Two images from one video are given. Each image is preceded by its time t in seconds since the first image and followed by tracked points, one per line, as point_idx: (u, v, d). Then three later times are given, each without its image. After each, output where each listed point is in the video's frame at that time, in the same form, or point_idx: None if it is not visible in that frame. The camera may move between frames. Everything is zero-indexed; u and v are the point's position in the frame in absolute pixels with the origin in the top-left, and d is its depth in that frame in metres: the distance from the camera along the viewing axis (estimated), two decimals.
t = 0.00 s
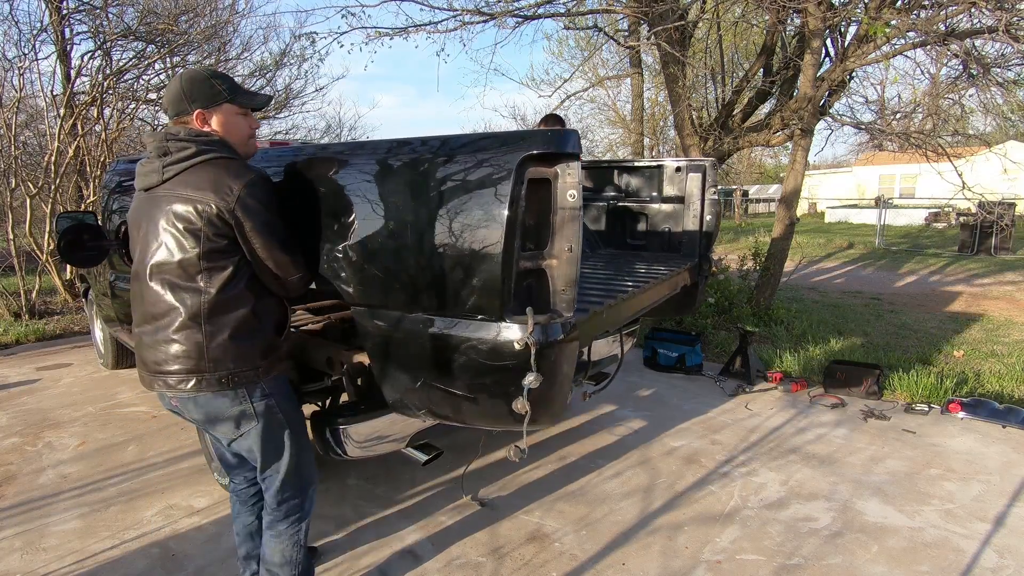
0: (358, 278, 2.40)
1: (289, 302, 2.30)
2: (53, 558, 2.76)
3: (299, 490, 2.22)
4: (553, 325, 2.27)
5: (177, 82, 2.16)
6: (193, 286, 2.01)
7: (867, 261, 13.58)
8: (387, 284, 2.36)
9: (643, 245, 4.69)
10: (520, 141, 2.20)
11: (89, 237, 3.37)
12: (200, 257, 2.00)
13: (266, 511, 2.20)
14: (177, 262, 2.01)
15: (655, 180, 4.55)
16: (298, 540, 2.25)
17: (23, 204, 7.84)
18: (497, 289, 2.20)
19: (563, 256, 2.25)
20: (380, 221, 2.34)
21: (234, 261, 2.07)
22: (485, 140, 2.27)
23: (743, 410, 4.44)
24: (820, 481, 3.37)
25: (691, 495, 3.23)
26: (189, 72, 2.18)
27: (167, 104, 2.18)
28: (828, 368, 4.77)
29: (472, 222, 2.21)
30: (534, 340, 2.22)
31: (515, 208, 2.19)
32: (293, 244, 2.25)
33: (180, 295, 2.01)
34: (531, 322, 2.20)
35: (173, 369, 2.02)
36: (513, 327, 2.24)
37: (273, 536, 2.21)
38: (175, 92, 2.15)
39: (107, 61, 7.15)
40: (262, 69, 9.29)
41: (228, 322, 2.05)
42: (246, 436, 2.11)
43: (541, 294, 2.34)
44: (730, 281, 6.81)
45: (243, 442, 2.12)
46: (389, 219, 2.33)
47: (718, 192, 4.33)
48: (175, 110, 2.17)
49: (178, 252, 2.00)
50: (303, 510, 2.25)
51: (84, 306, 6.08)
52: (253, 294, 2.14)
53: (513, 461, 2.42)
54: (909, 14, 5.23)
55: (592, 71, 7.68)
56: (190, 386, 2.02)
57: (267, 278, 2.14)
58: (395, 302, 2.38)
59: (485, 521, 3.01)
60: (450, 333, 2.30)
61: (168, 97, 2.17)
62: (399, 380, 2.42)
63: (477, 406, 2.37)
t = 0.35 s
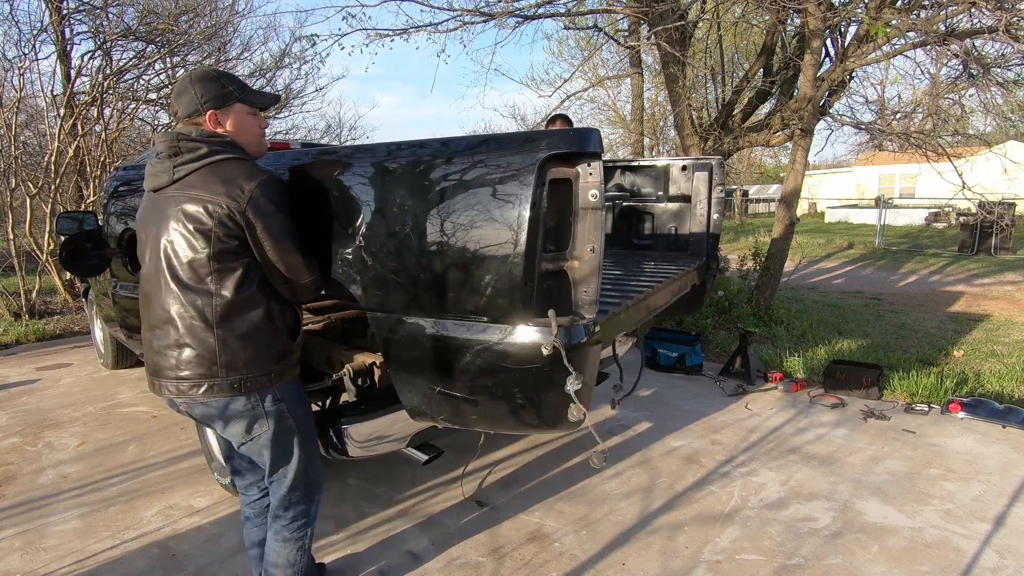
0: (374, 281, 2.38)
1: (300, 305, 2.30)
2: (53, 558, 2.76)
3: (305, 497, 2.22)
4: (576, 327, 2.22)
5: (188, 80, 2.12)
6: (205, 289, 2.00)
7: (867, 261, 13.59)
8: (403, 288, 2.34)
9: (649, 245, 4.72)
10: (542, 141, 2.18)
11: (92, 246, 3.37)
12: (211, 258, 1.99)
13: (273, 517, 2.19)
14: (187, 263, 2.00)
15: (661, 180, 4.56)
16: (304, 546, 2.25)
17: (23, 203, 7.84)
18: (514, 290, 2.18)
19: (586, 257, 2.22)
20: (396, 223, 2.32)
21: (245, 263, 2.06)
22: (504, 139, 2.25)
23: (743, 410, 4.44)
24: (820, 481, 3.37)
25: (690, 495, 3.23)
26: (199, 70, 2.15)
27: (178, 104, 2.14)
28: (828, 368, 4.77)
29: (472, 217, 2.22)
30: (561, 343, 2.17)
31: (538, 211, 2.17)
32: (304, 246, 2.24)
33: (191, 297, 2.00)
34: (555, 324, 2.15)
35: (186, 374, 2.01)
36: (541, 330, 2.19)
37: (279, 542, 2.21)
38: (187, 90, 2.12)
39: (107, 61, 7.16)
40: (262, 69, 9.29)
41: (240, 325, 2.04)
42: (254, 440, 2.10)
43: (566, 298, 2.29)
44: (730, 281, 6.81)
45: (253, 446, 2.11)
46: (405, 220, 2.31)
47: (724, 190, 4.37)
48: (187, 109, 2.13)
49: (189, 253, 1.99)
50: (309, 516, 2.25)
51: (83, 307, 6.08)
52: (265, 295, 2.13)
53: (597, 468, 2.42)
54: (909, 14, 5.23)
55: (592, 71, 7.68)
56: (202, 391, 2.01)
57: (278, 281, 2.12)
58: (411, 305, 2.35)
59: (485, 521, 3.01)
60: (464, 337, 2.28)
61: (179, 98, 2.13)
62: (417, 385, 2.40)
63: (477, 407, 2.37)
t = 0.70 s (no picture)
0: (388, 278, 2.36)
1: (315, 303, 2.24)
2: (53, 558, 2.76)
3: (345, 493, 2.11)
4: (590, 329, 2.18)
5: (201, 72, 2.07)
6: (220, 286, 1.94)
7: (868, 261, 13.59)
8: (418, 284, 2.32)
9: (655, 245, 4.72)
10: (557, 136, 2.20)
11: (93, 244, 3.38)
12: (227, 255, 1.93)
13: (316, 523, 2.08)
14: (202, 261, 1.94)
15: (666, 179, 4.56)
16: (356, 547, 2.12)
17: (24, 203, 7.84)
18: (535, 289, 2.16)
19: (603, 250, 2.27)
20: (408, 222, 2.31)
21: (261, 260, 2.00)
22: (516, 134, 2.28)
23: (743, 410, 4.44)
24: (820, 481, 3.37)
25: (690, 495, 3.23)
26: (212, 63, 2.10)
27: (189, 97, 2.09)
28: (828, 368, 4.76)
29: (462, 216, 2.24)
30: (579, 337, 2.14)
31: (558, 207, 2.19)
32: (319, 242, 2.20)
33: (206, 296, 1.94)
34: (575, 318, 2.13)
35: (201, 373, 1.96)
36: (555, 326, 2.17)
37: (329, 548, 2.08)
38: (201, 82, 2.06)
39: (107, 61, 7.16)
40: (262, 69, 9.29)
41: (257, 324, 1.98)
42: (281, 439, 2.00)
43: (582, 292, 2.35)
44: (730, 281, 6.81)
45: (281, 449, 2.01)
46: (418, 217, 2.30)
47: (729, 191, 4.35)
48: (200, 102, 2.08)
49: (204, 249, 1.93)
50: (355, 514, 2.14)
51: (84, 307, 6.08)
52: (280, 294, 2.07)
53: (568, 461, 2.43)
54: (909, 15, 5.23)
55: (592, 71, 7.67)
56: (220, 391, 1.96)
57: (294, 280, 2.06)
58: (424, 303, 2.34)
59: (485, 521, 3.01)
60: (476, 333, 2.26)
61: (190, 91, 2.08)
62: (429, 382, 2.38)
63: (478, 405, 2.37)
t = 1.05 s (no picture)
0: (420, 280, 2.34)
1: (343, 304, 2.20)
2: (54, 558, 2.76)
3: (361, 503, 2.08)
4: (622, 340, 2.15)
5: (227, 66, 2.01)
6: (252, 290, 1.90)
7: (867, 261, 13.59)
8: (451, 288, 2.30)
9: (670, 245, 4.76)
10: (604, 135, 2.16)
11: (104, 241, 3.36)
12: (258, 258, 1.89)
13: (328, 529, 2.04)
14: (234, 263, 1.89)
15: (682, 181, 4.56)
16: (364, 559, 2.08)
17: (24, 203, 7.84)
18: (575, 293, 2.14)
19: (647, 257, 2.27)
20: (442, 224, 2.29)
21: (291, 261, 1.96)
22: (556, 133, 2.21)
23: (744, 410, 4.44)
24: (820, 481, 3.37)
25: (691, 495, 3.23)
26: (236, 57, 2.04)
27: (213, 92, 2.01)
28: (828, 368, 4.75)
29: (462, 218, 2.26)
30: (621, 344, 2.14)
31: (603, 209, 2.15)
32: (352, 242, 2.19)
33: (237, 299, 1.89)
34: (616, 324, 2.13)
35: (234, 380, 1.90)
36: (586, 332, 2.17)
37: (338, 557, 2.04)
38: (227, 77, 2.00)
39: (107, 61, 7.16)
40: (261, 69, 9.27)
41: (290, 328, 1.93)
42: (308, 445, 1.97)
43: (623, 298, 2.34)
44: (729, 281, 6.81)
45: (306, 455, 1.98)
46: (453, 218, 2.27)
47: (746, 194, 4.40)
48: (226, 98, 2.00)
49: (235, 252, 1.88)
50: (367, 525, 2.10)
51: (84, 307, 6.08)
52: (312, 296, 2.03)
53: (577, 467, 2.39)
54: (909, 15, 5.23)
55: (592, 71, 7.67)
56: (253, 398, 1.91)
57: (325, 282, 2.03)
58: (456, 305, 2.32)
59: (485, 521, 3.01)
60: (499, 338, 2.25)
61: (214, 87, 2.01)
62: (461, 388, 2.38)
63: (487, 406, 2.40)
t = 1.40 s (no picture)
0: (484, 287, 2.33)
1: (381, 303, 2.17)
2: (53, 558, 2.76)
3: (381, 509, 2.07)
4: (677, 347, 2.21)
5: (267, 57, 1.93)
6: (297, 287, 1.85)
7: (867, 261, 13.59)
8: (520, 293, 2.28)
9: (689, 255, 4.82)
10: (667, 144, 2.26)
11: (119, 228, 3.30)
12: (304, 254, 1.85)
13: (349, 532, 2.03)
14: (279, 260, 1.84)
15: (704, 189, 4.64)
16: (377, 566, 2.08)
17: (24, 203, 7.84)
18: (638, 296, 2.18)
19: (701, 265, 2.40)
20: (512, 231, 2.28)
21: (334, 260, 1.92)
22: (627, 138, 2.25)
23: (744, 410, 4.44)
24: (820, 481, 3.37)
25: (691, 495, 3.23)
26: (274, 48, 1.96)
27: (252, 85, 1.93)
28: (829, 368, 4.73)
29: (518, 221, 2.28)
30: (680, 356, 2.21)
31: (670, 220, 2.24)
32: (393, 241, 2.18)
33: (282, 298, 1.84)
34: (673, 334, 2.21)
35: (275, 380, 1.85)
36: (633, 339, 2.23)
37: (352, 562, 2.04)
38: (266, 67, 1.92)
39: (107, 61, 7.16)
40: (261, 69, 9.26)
41: (334, 328, 1.90)
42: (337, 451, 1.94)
43: (675, 306, 2.45)
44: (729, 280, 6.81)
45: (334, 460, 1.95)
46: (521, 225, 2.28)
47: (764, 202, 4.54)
48: (267, 91, 1.92)
49: (282, 249, 1.84)
50: (383, 531, 2.10)
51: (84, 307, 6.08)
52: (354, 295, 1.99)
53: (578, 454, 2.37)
54: (909, 14, 5.23)
55: (593, 71, 7.67)
56: (294, 400, 1.85)
57: (366, 283, 2.00)
58: (518, 311, 2.31)
59: (485, 521, 3.01)
60: (552, 344, 2.27)
61: (251, 81, 1.93)
62: (511, 397, 2.39)
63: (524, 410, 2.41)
